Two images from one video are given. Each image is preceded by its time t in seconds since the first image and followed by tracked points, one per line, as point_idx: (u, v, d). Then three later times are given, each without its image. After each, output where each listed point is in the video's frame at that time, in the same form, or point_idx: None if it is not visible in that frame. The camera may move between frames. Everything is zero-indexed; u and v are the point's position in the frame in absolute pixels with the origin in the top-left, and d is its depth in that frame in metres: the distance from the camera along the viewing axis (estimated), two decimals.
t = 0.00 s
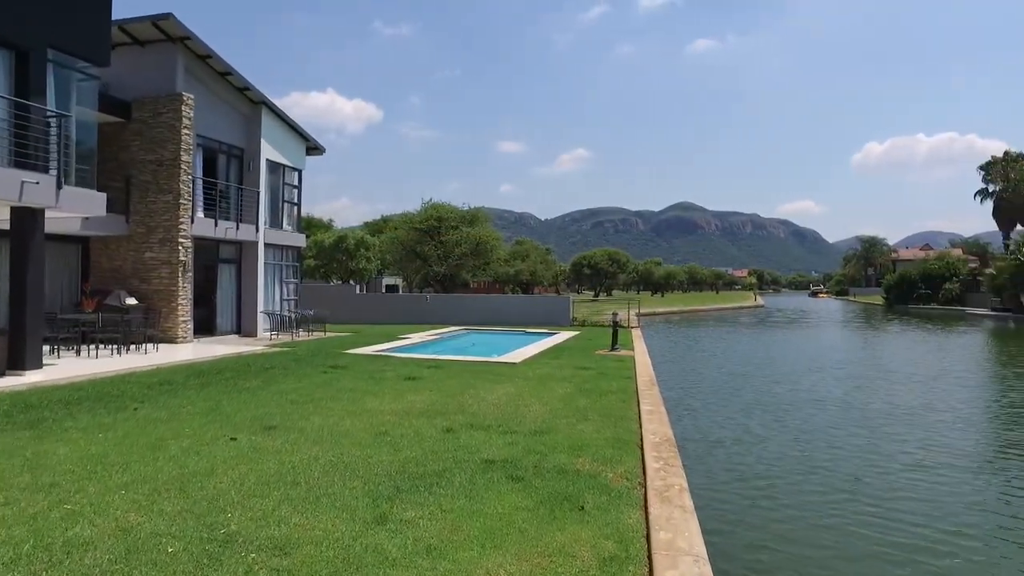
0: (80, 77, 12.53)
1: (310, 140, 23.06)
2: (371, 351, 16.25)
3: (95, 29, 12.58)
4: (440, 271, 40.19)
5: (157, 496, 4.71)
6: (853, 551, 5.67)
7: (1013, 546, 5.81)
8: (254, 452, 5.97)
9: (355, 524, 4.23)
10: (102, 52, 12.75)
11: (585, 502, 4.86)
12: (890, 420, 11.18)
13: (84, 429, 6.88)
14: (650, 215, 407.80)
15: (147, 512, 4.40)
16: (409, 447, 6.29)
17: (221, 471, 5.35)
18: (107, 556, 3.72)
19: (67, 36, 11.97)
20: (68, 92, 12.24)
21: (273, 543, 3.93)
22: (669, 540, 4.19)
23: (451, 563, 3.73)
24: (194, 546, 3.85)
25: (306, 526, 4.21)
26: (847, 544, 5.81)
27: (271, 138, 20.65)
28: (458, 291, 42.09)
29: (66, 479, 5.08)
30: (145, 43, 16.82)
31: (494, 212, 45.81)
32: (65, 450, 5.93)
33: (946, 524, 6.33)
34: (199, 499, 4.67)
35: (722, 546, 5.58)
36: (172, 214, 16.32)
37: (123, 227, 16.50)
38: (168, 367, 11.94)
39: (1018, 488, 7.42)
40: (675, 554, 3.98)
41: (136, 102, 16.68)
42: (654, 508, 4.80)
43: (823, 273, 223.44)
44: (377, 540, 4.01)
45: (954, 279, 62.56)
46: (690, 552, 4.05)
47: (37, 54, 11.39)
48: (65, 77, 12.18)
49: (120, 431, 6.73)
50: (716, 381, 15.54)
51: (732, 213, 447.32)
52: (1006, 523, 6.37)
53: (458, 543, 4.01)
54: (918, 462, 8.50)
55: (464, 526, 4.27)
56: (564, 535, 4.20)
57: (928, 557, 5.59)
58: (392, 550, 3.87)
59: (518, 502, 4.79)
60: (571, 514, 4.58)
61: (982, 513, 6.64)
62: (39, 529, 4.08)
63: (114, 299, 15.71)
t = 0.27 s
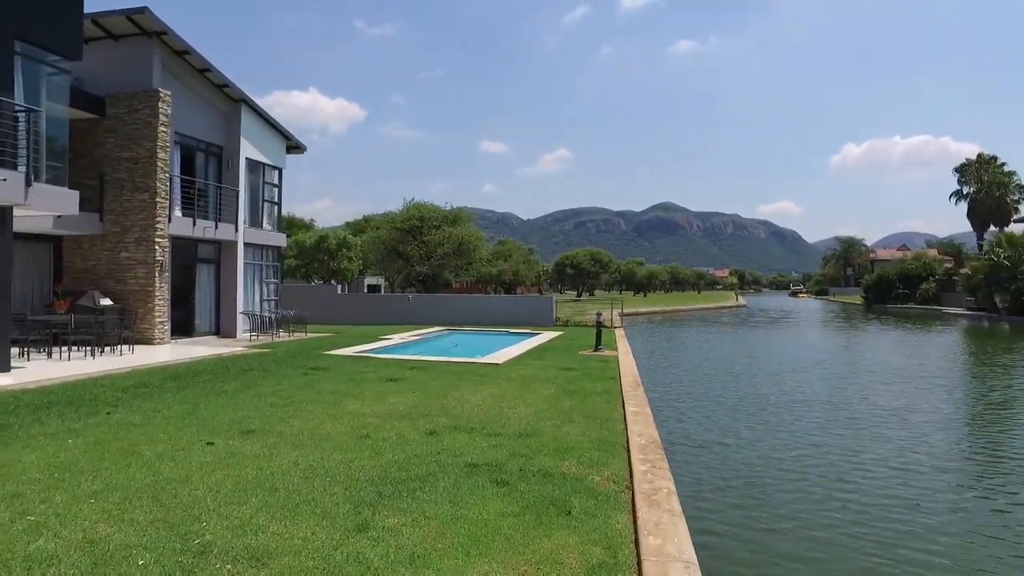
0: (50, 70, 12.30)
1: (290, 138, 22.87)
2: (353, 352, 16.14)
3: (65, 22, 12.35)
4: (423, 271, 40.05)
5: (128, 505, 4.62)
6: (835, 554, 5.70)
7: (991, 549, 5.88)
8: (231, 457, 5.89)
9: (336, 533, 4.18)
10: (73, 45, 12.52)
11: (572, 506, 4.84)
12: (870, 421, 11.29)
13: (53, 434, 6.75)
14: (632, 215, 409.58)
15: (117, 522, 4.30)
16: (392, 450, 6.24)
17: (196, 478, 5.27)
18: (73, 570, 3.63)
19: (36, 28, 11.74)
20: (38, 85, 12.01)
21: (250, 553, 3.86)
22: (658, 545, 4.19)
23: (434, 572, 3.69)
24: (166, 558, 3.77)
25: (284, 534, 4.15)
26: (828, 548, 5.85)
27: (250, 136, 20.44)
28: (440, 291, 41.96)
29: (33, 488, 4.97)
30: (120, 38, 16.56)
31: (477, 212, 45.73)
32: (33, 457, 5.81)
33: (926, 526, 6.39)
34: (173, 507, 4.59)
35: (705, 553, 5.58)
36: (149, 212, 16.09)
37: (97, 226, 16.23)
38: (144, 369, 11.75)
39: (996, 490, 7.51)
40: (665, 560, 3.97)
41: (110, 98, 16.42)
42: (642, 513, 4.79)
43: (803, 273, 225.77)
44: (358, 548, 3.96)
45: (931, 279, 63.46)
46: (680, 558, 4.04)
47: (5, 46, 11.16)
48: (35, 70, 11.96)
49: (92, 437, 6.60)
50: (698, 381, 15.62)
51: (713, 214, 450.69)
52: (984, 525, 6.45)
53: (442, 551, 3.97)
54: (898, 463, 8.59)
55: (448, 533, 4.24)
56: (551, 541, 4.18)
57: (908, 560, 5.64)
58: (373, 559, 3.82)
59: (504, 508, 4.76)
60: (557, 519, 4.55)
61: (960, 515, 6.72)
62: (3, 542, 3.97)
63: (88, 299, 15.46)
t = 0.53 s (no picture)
0: (22, 63, 12.10)
1: (274, 136, 22.68)
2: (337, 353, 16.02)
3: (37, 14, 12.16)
4: (408, 271, 39.91)
5: (100, 515, 4.53)
6: (821, 558, 5.72)
7: (974, 552, 5.93)
8: (210, 462, 5.81)
9: (318, 541, 4.13)
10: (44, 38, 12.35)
11: (562, 511, 4.82)
12: (854, 422, 11.37)
13: (25, 440, 6.63)
14: (617, 216, 410.88)
15: (87, 533, 4.22)
16: (376, 454, 6.18)
17: (173, 484, 5.19)
18: None
19: (6, 20, 11.54)
20: (10, 78, 11.82)
21: (226, 565, 3.79)
22: (651, 552, 4.16)
23: None
24: (140, 571, 3.69)
25: (264, 544, 4.09)
26: (814, 552, 5.88)
27: (233, 133, 20.25)
28: (425, 291, 41.83)
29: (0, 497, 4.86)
30: (96, 31, 16.32)
31: (462, 211, 45.63)
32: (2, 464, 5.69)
33: (909, 529, 6.44)
34: (147, 517, 4.51)
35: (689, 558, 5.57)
36: (127, 210, 15.87)
37: (74, 224, 16.00)
38: (122, 371, 11.60)
39: (979, 493, 7.59)
40: (658, 567, 3.94)
41: (87, 93, 16.18)
42: (634, 518, 4.76)
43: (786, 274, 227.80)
44: (341, 558, 3.90)
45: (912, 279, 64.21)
46: (673, 564, 4.01)
47: None
48: (6, 63, 11.77)
49: (65, 442, 6.48)
50: (684, 381, 15.67)
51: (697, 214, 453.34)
52: (967, 528, 6.51)
53: (428, 560, 3.92)
54: (882, 466, 8.66)
55: (434, 541, 4.20)
56: (541, 549, 4.15)
57: (892, 564, 5.67)
58: (357, 569, 3.76)
59: (492, 513, 4.73)
60: (546, 525, 4.52)
61: (943, 518, 6.77)
62: None
63: (63, 299, 15.23)
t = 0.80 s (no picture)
0: None
1: (257, 134, 22.48)
2: (322, 354, 15.91)
3: (10, 8, 11.96)
4: (393, 271, 39.77)
5: (72, 524, 4.44)
6: (807, 564, 5.74)
7: (957, 555, 5.97)
8: (188, 467, 5.74)
9: (300, 550, 4.08)
10: (19, 32, 12.14)
11: (550, 517, 4.79)
12: (838, 423, 11.45)
13: None
14: (603, 216, 411.93)
15: (56, 543, 4.13)
16: (360, 457, 6.13)
17: (148, 491, 5.11)
18: None
19: None
20: None
21: None
22: (642, 558, 4.15)
23: None
24: None
25: (243, 553, 4.03)
26: (798, 558, 5.90)
27: (215, 131, 20.05)
28: (410, 291, 41.72)
29: None
30: (73, 25, 16.08)
31: (448, 210, 45.53)
32: None
33: (893, 533, 6.47)
34: (121, 526, 4.43)
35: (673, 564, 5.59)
36: (105, 208, 15.67)
37: (50, 223, 15.77)
38: (100, 372, 11.44)
39: (961, 495, 7.65)
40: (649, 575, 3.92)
41: (63, 88, 15.94)
42: (624, 522, 4.75)
43: (770, 273, 229.44)
44: (323, 567, 3.86)
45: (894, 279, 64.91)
46: (664, 571, 4.00)
47: None
48: None
49: (37, 447, 6.37)
50: (669, 381, 15.72)
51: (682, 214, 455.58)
52: (949, 531, 6.56)
53: (414, 568, 3.88)
54: (866, 468, 8.71)
55: (420, 548, 4.16)
56: (530, 555, 4.12)
57: (877, 570, 5.69)
58: None
59: (479, 518, 4.70)
60: (535, 531, 4.50)
61: (926, 521, 6.82)
62: None
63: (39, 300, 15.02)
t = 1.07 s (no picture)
0: None
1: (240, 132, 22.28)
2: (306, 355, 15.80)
3: None
4: (379, 270, 39.61)
5: (39, 534, 4.34)
6: (788, 565, 5.76)
7: (943, 553, 6.00)
8: (164, 472, 5.65)
9: (279, 560, 4.02)
10: None
11: (538, 522, 4.76)
12: (824, 422, 11.49)
13: None
14: (590, 215, 412.75)
15: (22, 555, 4.03)
16: (342, 461, 6.08)
17: (121, 498, 5.02)
18: None
19: None
20: None
21: None
22: (633, 565, 4.12)
23: None
24: None
25: (219, 564, 3.96)
26: (783, 559, 5.90)
27: (198, 128, 19.87)
28: (397, 290, 41.59)
29: None
30: (49, 19, 15.83)
31: (434, 210, 45.42)
32: None
33: (881, 533, 6.48)
34: (91, 536, 4.34)
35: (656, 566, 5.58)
36: (83, 206, 15.47)
37: (26, 221, 15.55)
38: (78, 375, 11.30)
39: (947, 492, 7.70)
40: None
41: (39, 83, 15.68)
42: (614, 528, 4.72)
43: (755, 273, 230.86)
44: None
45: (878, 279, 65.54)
46: None
47: None
48: None
49: (8, 453, 6.25)
50: (657, 380, 15.74)
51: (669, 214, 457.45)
52: (935, 529, 6.59)
53: None
54: (852, 467, 8.75)
55: (403, 557, 4.11)
56: (517, 563, 4.09)
57: (860, 569, 5.71)
58: None
59: (464, 525, 4.66)
60: (523, 538, 4.46)
61: (911, 519, 6.85)
62: None
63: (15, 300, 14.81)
